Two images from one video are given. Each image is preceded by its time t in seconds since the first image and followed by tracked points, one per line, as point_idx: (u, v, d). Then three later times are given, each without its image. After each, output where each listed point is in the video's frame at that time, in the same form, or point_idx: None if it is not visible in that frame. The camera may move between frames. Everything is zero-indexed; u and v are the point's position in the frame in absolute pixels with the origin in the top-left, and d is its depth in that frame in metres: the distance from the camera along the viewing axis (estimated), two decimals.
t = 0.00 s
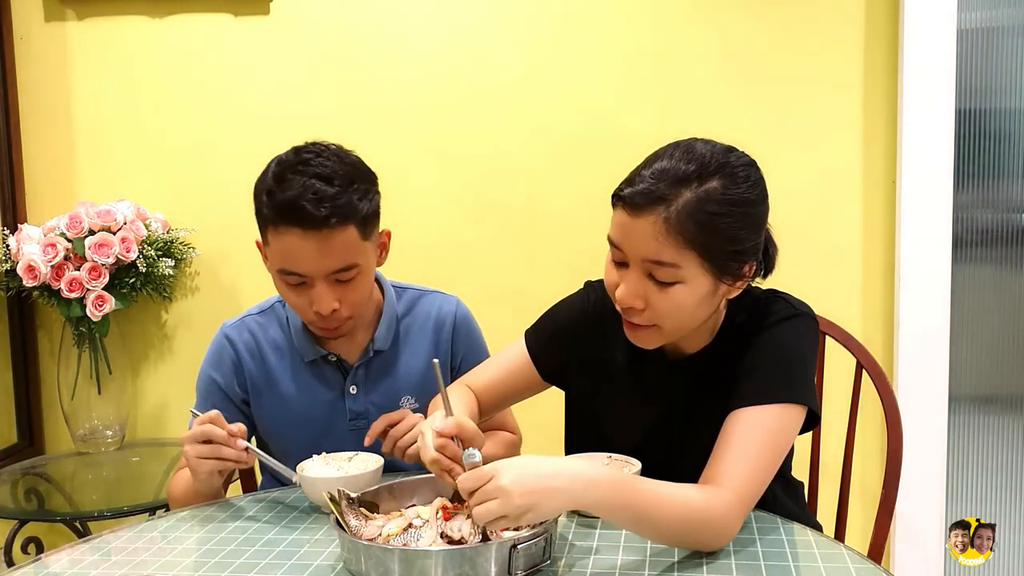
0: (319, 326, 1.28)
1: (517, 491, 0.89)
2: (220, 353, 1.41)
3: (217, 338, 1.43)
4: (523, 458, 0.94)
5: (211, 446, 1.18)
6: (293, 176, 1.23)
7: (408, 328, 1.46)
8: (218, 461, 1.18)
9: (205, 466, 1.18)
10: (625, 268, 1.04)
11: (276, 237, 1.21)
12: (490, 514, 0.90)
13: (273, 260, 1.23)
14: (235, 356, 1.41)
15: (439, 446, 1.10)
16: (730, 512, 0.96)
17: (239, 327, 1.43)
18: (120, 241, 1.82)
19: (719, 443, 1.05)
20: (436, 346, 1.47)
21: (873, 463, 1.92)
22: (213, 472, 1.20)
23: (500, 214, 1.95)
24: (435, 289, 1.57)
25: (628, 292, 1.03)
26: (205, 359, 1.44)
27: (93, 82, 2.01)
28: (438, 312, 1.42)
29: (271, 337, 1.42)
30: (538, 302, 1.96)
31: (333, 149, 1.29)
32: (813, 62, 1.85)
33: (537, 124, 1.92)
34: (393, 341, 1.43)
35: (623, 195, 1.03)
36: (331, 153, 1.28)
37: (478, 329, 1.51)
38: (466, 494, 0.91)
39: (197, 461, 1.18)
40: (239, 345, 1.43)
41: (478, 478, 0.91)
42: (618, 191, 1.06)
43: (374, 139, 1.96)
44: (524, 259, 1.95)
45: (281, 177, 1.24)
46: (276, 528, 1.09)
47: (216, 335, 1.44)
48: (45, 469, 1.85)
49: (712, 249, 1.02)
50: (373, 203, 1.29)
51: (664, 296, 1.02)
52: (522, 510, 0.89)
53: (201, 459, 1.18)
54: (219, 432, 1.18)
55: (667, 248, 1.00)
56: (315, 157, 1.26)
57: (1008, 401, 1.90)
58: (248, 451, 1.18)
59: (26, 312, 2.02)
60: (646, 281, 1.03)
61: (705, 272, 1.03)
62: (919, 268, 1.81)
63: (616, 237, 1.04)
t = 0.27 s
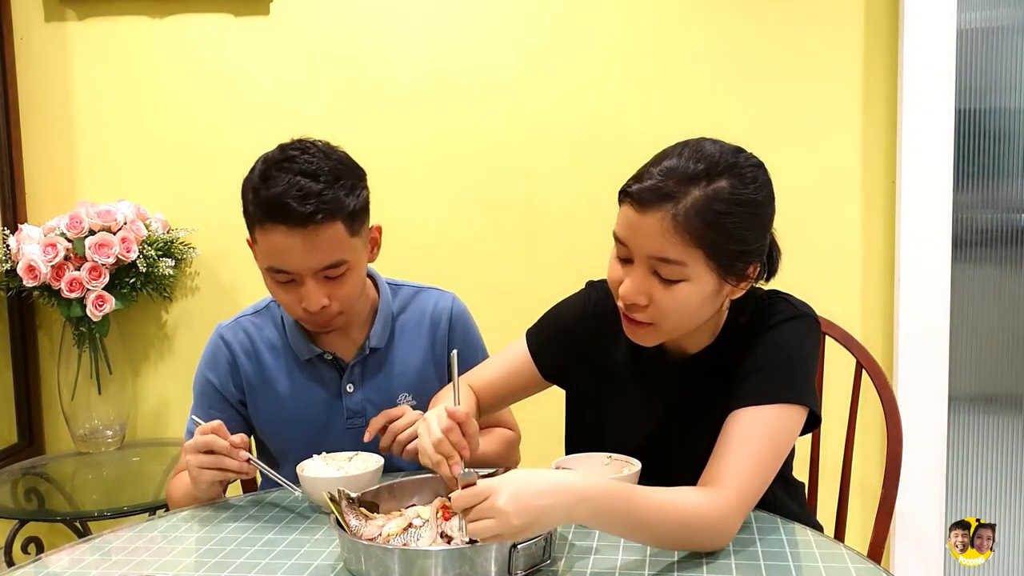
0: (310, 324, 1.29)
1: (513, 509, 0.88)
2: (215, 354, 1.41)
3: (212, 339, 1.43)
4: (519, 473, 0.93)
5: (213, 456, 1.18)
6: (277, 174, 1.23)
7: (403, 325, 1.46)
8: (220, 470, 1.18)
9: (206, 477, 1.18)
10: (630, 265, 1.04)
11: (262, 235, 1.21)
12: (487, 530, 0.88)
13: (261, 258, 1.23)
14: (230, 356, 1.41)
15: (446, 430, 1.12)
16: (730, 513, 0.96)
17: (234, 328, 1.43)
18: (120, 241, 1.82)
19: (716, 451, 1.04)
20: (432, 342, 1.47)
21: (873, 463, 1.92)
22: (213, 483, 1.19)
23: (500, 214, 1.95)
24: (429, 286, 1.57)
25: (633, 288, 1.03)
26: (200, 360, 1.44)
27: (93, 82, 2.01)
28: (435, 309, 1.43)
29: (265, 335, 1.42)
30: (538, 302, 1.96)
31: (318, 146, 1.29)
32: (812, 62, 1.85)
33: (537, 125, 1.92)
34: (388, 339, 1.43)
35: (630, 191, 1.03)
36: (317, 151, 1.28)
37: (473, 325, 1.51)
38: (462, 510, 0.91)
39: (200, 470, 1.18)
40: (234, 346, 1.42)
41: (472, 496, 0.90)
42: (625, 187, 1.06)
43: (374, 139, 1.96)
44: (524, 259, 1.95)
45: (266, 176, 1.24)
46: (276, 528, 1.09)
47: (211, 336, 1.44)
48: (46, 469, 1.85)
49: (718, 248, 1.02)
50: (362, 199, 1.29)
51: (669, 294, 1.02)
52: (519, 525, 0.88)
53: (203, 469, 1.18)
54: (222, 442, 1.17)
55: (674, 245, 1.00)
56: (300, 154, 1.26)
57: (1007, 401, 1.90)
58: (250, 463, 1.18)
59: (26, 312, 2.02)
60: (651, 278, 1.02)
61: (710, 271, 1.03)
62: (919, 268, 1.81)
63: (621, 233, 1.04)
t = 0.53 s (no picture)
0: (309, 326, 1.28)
1: (521, 508, 0.87)
2: (211, 356, 1.42)
3: (207, 341, 1.43)
4: (525, 467, 0.92)
5: (203, 451, 1.17)
6: (273, 178, 1.23)
7: (400, 324, 1.46)
8: (215, 462, 1.17)
9: (204, 472, 1.17)
10: (630, 261, 1.04)
11: (260, 239, 1.21)
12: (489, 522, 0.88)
13: (258, 262, 1.23)
14: (225, 358, 1.42)
15: (432, 395, 1.14)
16: (730, 514, 0.97)
17: (229, 329, 1.44)
18: (120, 241, 1.82)
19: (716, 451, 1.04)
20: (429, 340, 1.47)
21: (873, 463, 1.92)
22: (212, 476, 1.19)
23: (500, 214, 1.95)
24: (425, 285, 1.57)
25: (633, 283, 1.03)
26: (196, 363, 1.45)
27: (93, 81, 2.01)
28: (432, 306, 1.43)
29: (260, 336, 1.42)
30: (538, 301, 1.96)
31: (313, 148, 1.29)
32: (812, 62, 1.85)
33: (537, 124, 1.92)
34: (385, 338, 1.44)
35: (628, 186, 1.03)
36: (312, 153, 1.28)
37: (470, 323, 1.51)
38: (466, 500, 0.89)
39: (195, 467, 1.17)
40: (230, 347, 1.43)
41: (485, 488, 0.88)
42: (623, 183, 1.05)
43: (374, 139, 1.96)
44: (525, 259, 1.95)
45: (261, 180, 1.24)
46: (276, 528, 1.09)
47: (206, 339, 1.44)
48: (46, 469, 1.85)
49: (718, 242, 1.02)
50: (357, 202, 1.29)
51: (669, 289, 1.02)
52: (524, 524, 0.88)
53: (198, 465, 1.17)
54: (208, 434, 1.17)
55: (674, 240, 1.00)
56: (295, 158, 1.26)
57: (1007, 401, 1.90)
58: (240, 445, 1.18)
59: (26, 312, 2.02)
60: (651, 274, 1.02)
61: (710, 266, 1.03)
62: (919, 268, 1.81)
63: (621, 229, 1.04)
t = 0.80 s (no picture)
0: (313, 327, 1.28)
1: (525, 469, 0.88)
2: (210, 359, 1.41)
3: (207, 344, 1.43)
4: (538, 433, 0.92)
5: (217, 460, 1.17)
6: (289, 184, 1.23)
7: (400, 324, 1.46)
8: (230, 469, 1.17)
9: (222, 479, 1.17)
10: (625, 249, 1.04)
11: (274, 244, 1.20)
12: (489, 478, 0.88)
13: (270, 266, 1.23)
14: (225, 360, 1.41)
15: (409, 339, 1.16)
16: (731, 512, 0.96)
17: (227, 331, 1.43)
18: (120, 241, 1.82)
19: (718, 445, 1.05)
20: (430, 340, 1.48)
21: (873, 463, 1.92)
22: (230, 481, 1.19)
23: (500, 214, 1.95)
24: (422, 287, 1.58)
25: (627, 270, 1.03)
26: (195, 366, 1.44)
27: (93, 81, 2.01)
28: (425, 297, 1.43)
29: (260, 338, 1.42)
30: (538, 301, 1.96)
31: (326, 152, 1.29)
32: (812, 62, 1.85)
33: (538, 124, 1.92)
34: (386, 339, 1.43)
35: (624, 176, 1.04)
36: (324, 157, 1.28)
37: (471, 323, 1.52)
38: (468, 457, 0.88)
39: (211, 478, 1.17)
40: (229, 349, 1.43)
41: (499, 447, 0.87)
42: (622, 172, 1.06)
43: (374, 139, 1.96)
44: (524, 259, 1.95)
45: (276, 185, 1.23)
46: (276, 528, 1.09)
47: (205, 342, 1.44)
48: (46, 469, 1.85)
49: (712, 231, 1.02)
50: (368, 205, 1.29)
51: (662, 276, 1.02)
52: (526, 489, 0.88)
53: (215, 475, 1.17)
54: (219, 442, 1.16)
55: (668, 227, 1.00)
56: (309, 162, 1.26)
57: (1007, 401, 1.90)
58: (251, 447, 1.18)
59: (25, 312, 2.02)
60: (645, 262, 1.02)
61: (704, 255, 1.03)
62: (919, 267, 1.81)
63: (617, 218, 1.04)
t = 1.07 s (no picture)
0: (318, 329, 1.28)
1: (540, 419, 0.93)
2: (211, 360, 1.41)
3: (206, 345, 1.42)
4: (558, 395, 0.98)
5: (227, 461, 1.15)
6: (297, 187, 1.22)
7: (402, 324, 1.46)
8: (239, 471, 1.16)
9: (231, 481, 1.16)
10: (619, 229, 1.07)
11: (282, 246, 1.20)
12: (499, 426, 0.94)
13: (277, 268, 1.22)
14: (225, 362, 1.41)
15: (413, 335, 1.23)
16: (732, 506, 0.97)
17: (228, 332, 1.43)
18: (120, 241, 1.82)
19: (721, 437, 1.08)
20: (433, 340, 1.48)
21: (873, 463, 1.92)
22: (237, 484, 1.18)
23: (500, 214, 1.95)
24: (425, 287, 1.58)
25: (621, 249, 1.06)
26: (195, 367, 1.44)
27: (93, 81, 2.01)
28: (426, 294, 1.44)
29: (261, 339, 1.42)
30: (538, 302, 1.96)
31: (332, 153, 1.29)
32: (812, 62, 1.85)
33: (538, 124, 1.92)
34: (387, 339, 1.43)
35: (616, 157, 1.07)
36: (330, 158, 1.28)
37: (473, 323, 1.52)
38: (485, 407, 0.95)
39: (221, 479, 1.16)
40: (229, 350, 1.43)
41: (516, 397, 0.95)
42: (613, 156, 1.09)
43: (374, 139, 1.96)
44: (524, 259, 1.95)
45: (283, 188, 1.22)
46: (276, 528, 1.09)
47: (205, 343, 1.43)
48: (46, 469, 1.85)
49: (701, 206, 1.04)
50: (374, 207, 1.29)
51: (654, 252, 1.04)
52: (540, 441, 0.94)
53: (224, 476, 1.16)
54: (230, 444, 1.15)
55: (658, 203, 1.03)
56: (315, 165, 1.25)
57: (1007, 401, 1.90)
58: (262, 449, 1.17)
59: (26, 312, 2.02)
60: (637, 239, 1.05)
61: (695, 230, 1.05)
62: (919, 267, 1.81)
63: (611, 199, 1.07)
